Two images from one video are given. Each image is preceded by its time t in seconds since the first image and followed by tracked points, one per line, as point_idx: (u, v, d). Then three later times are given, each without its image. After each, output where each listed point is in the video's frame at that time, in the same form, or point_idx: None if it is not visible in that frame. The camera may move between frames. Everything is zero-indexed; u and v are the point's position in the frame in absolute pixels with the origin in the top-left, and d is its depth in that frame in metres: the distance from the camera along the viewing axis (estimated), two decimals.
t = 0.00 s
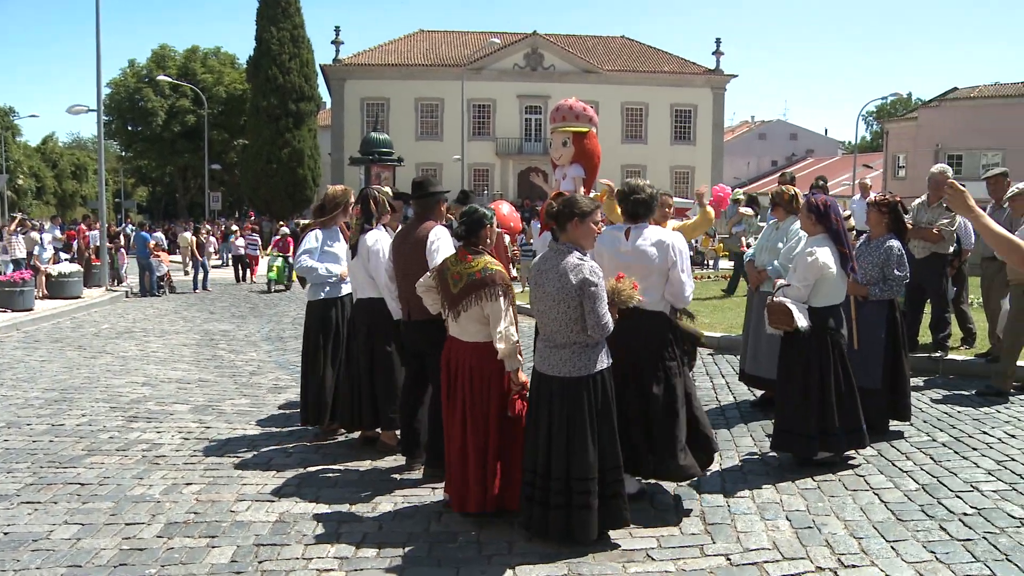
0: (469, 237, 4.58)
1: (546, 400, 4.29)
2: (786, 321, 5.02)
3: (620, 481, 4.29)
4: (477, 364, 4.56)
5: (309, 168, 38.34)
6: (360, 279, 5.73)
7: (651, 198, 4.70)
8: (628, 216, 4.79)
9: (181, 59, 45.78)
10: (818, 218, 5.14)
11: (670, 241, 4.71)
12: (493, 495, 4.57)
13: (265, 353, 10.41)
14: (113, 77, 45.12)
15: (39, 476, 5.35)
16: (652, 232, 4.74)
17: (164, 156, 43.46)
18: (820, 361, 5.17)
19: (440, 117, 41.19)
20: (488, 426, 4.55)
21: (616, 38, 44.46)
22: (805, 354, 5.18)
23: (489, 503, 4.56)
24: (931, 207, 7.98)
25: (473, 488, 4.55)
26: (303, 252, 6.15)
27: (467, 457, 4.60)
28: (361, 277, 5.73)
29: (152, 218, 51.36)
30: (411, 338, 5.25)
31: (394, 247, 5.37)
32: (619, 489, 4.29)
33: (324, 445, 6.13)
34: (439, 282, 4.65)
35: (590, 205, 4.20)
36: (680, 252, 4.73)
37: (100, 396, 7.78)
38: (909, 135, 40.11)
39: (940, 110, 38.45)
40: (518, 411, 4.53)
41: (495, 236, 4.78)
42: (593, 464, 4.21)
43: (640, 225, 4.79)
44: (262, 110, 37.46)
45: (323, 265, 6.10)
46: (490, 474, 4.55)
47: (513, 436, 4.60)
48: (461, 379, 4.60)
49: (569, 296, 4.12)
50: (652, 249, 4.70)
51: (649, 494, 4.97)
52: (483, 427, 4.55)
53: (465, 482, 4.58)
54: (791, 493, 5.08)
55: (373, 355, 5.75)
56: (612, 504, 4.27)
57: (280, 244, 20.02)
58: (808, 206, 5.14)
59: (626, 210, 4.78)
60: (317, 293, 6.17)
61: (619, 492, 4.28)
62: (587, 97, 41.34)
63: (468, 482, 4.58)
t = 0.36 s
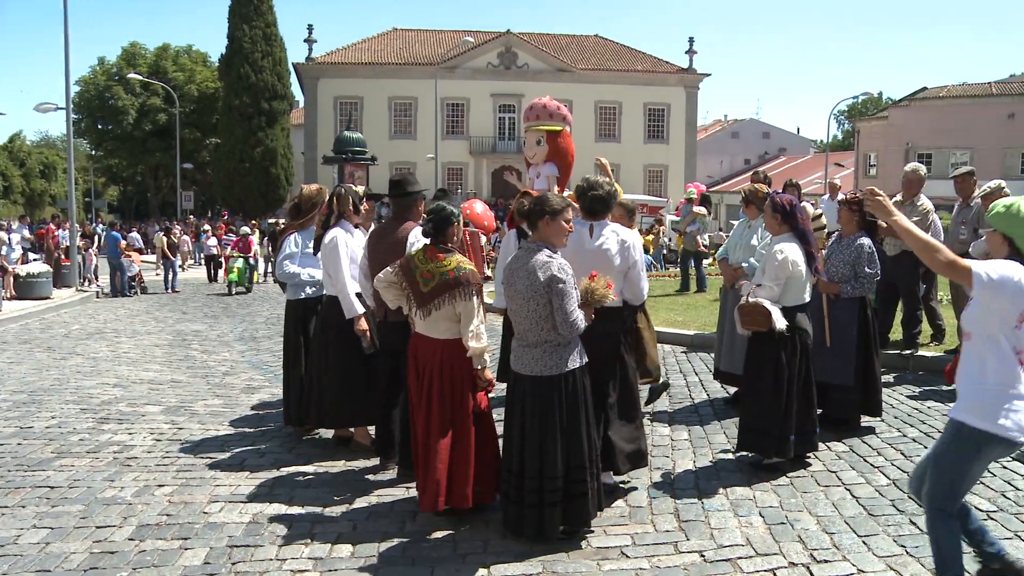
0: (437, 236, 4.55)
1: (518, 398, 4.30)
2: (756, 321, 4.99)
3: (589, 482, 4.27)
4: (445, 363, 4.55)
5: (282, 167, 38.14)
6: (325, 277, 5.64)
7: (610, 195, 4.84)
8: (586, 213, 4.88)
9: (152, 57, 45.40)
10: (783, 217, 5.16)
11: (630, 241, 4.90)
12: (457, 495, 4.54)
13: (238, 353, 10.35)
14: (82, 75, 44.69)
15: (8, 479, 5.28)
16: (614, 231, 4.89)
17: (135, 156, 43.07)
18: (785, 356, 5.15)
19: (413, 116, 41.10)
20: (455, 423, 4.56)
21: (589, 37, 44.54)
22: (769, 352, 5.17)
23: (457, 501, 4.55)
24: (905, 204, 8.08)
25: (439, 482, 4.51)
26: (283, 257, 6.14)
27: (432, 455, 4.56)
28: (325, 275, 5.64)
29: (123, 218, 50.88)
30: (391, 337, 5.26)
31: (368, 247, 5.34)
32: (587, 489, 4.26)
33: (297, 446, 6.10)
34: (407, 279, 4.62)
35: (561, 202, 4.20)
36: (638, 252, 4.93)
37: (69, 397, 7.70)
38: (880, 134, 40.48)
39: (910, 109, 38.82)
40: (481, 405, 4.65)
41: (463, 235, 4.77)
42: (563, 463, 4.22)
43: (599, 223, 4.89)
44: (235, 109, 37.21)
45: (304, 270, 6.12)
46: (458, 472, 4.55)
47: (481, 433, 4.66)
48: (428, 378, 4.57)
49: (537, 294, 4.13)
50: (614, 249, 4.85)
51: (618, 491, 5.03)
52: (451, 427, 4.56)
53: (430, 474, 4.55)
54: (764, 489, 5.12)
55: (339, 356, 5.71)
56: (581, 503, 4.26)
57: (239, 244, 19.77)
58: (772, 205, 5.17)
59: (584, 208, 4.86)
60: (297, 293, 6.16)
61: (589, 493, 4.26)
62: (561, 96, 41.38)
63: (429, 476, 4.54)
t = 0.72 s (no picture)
0: (405, 236, 4.55)
1: (489, 396, 4.31)
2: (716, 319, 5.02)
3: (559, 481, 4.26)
4: (411, 363, 4.54)
5: (254, 167, 37.90)
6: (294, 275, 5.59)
7: (569, 195, 4.97)
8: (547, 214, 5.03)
9: (121, 55, 44.99)
10: (746, 215, 5.18)
11: (592, 237, 5.01)
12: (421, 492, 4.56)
13: (209, 354, 10.27)
14: (50, 73, 44.20)
15: None
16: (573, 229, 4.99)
17: (105, 155, 42.64)
18: (751, 355, 5.19)
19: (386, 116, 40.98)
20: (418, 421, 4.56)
21: (562, 36, 44.59)
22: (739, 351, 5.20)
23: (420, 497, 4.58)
24: (875, 203, 8.13)
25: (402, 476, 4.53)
26: (258, 256, 6.11)
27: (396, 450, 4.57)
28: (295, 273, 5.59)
29: (92, 218, 50.37)
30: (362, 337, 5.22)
31: (342, 245, 5.30)
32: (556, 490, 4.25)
33: (270, 447, 6.07)
34: (373, 279, 4.61)
35: (532, 202, 4.19)
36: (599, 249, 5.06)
37: (37, 400, 7.60)
38: (850, 133, 40.84)
39: (880, 109, 39.17)
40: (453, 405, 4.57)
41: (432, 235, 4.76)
42: (533, 462, 4.22)
43: (558, 223, 5.03)
44: (205, 108, 36.92)
45: (279, 267, 6.05)
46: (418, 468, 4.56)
47: (450, 430, 4.68)
48: (393, 377, 4.57)
49: (506, 292, 4.12)
50: (574, 243, 4.96)
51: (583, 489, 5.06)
52: (418, 424, 4.56)
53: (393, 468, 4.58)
54: (736, 487, 5.15)
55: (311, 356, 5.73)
56: (550, 503, 4.24)
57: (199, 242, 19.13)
58: (735, 203, 5.20)
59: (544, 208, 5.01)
60: (276, 293, 6.10)
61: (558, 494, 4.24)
62: (533, 95, 41.40)
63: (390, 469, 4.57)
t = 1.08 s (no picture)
0: (371, 236, 4.52)
1: (456, 396, 4.29)
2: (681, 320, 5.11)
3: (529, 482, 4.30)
4: (381, 366, 4.53)
5: (221, 167, 37.58)
6: (271, 280, 5.61)
7: (535, 199, 5.02)
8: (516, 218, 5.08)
9: (84, 54, 44.47)
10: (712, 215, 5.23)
11: (553, 236, 4.96)
12: (393, 493, 4.57)
13: (176, 356, 10.18)
14: (11, 72, 43.58)
15: None
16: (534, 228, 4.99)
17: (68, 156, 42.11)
18: (718, 361, 5.21)
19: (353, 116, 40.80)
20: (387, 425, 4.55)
21: (530, 37, 44.62)
22: (709, 353, 5.22)
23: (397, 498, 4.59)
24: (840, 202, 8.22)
25: (374, 477, 4.54)
26: (220, 254, 6.10)
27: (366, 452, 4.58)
28: (272, 278, 5.60)
29: (56, 219, 49.74)
30: (330, 339, 5.24)
31: (308, 244, 5.28)
32: (526, 490, 4.28)
33: (237, 449, 6.02)
34: (343, 280, 4.61)
35: (503, 203, 4.19)
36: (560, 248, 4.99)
37: None
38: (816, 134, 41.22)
39: (845, 110, 39.54)
40: (419, 406, 4.59)
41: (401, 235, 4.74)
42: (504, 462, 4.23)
43: (525, 225, 5.04)
44: (171, 108, 36.55)
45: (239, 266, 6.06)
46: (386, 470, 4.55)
47: (426, 431, 4.67)
48: (364, 380, 4.56)
49: (480, 294, 4.12)
50: (532, 242, 4.94)
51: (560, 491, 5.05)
52: (388, 427, 4.54)
53: (363, 469, 4.59)
54: (705, 485, 5.17)
55: (285, 361, 5.63)
56: (523, 503, 4.28)
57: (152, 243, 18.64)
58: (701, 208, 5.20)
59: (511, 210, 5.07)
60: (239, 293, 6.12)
61: (528, 494, 4.28)
62: (501, 95, 41.40)
63: (361, 471, 4.59)
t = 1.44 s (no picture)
0: (343, 238, 4.50)
1: (428, 399, 4.26)
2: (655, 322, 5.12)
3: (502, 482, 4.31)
4: (352, 368, 4.50)
5: (184, 168, 37.23)
6: (239, 281, 5.58)
7: (513, 204, 4.80)
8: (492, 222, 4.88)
9: (43, 52, 43.87)
10: (687, 218, 5.26)
11: (528, 244, 4.77)
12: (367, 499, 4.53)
13: (139, 359, 10.06)
14: None
15: None
16: (511, 236, 4.81)
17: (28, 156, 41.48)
18: (689, 362, 5.27)
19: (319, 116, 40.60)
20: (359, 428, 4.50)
21: (495, 37, 44.64)
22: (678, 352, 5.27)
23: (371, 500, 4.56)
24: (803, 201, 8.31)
25: (348, 485, 4.48)
26: (176, 254, 5.99)
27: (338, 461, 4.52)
28: (240, 279, 5.58)
29: (15, 220, 48.99)
30: (296, 341, 5.18)
31: (271, 246, 5.24)
32: (500, 488, 4.31)
33: (202, 452, 5.96)
34: (315, 285, 4.59)
35: (471, 205, 4.18)
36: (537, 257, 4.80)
37: None
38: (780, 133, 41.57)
39: (809, 110, 39.93)
40: (391, 411, 4.54)
41: (372, 237, 4.72)
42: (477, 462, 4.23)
43: (502, 230, 4.86)
44: (134, 107, 36.15)
45: (196, 268, 5.97)
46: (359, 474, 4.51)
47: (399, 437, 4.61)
48: (336, 382, 4.53)
49: (452, 296, 4.10)
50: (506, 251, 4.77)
51: (532, 487, 5.06)
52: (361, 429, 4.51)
53: (335, 477, 4.51)
54: (673, 481, 5.22)
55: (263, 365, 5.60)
56: (495, 501, 4.30)
57: (103, 245, 18.38)
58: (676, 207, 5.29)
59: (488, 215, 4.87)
60: (194, 294, 6.04)
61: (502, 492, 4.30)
62: (467, 95, 41.36)
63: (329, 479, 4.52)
